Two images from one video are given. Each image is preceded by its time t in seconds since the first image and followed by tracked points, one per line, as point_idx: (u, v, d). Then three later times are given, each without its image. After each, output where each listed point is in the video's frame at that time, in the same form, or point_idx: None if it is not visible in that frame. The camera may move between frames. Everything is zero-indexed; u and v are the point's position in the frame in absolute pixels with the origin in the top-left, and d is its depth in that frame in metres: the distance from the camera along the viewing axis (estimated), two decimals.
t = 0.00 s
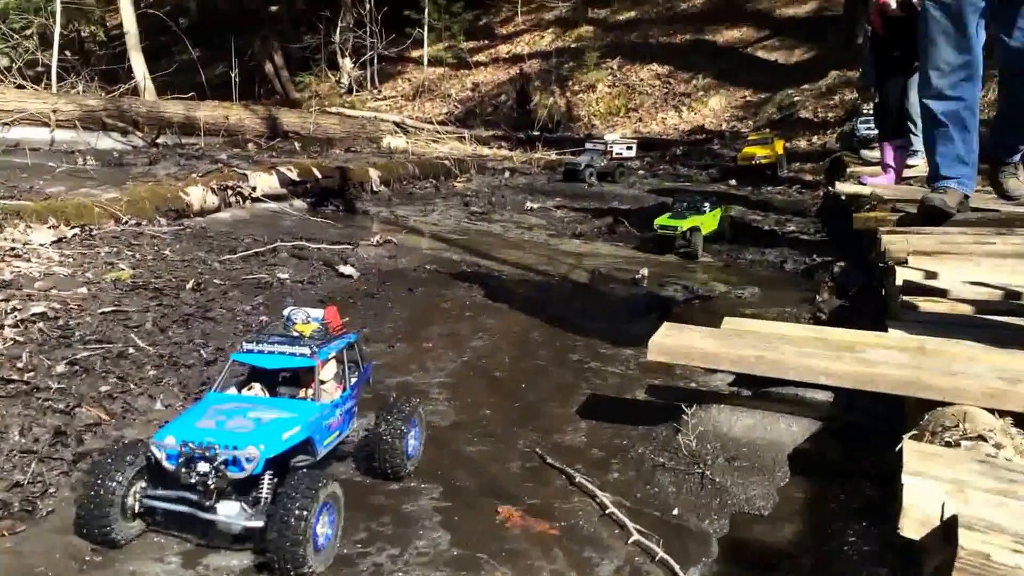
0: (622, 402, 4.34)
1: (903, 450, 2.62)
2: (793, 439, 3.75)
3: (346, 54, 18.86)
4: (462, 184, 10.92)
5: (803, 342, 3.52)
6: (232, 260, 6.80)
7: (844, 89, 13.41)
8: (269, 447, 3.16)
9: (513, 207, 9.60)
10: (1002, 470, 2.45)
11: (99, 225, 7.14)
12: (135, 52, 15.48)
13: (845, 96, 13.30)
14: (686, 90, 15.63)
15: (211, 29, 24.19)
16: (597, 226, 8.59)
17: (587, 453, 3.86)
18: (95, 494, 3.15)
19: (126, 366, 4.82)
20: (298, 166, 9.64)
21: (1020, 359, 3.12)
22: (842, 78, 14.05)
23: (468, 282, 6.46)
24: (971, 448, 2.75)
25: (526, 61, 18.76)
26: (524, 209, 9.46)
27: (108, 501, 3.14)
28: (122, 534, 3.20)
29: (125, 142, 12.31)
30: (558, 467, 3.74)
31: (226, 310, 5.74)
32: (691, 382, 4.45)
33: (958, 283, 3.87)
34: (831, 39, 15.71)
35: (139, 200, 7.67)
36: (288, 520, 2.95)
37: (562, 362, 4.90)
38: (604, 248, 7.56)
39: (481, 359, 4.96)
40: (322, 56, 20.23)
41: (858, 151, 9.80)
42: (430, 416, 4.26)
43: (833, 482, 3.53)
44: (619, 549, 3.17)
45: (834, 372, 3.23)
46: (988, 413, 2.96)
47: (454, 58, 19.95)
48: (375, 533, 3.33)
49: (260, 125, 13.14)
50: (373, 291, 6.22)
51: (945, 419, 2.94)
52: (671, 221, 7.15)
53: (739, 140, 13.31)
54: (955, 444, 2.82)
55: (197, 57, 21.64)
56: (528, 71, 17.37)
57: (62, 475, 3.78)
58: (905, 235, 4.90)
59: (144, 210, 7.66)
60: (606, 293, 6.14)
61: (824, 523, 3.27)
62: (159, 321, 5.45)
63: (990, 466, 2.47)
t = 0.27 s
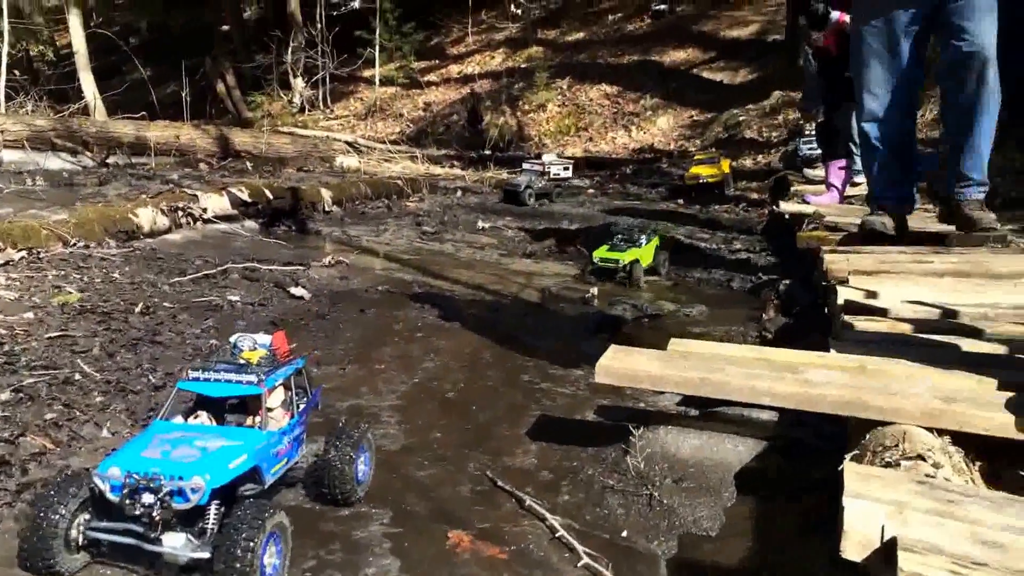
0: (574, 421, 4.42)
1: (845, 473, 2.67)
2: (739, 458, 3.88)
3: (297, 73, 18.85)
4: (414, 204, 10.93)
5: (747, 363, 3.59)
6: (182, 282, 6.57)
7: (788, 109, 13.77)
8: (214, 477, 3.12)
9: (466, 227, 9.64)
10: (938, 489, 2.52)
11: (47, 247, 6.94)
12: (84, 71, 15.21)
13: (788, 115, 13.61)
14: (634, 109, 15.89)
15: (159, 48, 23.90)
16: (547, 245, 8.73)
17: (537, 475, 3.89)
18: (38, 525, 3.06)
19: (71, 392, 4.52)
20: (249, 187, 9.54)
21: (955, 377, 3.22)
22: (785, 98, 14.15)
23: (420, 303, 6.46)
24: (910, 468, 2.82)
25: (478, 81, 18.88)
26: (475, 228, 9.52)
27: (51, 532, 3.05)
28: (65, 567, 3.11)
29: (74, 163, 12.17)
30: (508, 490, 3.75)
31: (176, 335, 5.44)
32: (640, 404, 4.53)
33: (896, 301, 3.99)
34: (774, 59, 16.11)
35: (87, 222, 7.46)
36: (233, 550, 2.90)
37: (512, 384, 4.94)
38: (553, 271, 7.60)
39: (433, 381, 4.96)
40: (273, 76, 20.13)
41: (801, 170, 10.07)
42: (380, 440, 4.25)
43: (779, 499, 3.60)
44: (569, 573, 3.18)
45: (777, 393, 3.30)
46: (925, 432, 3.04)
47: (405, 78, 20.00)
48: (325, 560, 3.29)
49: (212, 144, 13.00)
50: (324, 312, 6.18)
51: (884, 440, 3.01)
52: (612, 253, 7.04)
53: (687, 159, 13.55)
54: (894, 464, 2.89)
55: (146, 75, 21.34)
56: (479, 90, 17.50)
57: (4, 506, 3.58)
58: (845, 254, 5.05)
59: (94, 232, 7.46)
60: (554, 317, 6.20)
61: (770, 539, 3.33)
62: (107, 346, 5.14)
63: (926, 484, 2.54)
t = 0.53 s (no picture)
0: (547, 438, 4.43)
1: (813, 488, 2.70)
2: (710, 474, 3.91)
3: (273, 88, 18.83)
4: (389, 219, 10.93)
5: (717, 379, 3.61)
6: (154, 300, 6.52)
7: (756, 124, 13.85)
8: (185, 502, 3.11)
9: (441, 242, 9.66)
10: (903, 505, 2.54)
11: (16, 265, 6.85)
12: (57, 85, 15.09)
13: (760, 129, 13.73)
14: (608, 124, 16.02)
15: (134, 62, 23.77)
16: (521, 260, 8.77)
17: (510, 494, 3.89)
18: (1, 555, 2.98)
19: (39, 415, 4.46)
20: (223, 203, 9.48)
21: (919, 392, 3.26)
22: (756, 113, 14.20)
23: (393, 320, 6.46)
24: (876, 484, 2.88)
25: (453, 95, 18.95)
26: (450, 243, 9.53)
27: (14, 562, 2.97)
28: None
29: (47, 178, 12.12)
30: (482, 510, 3.75)
31: (147, 354, 5.40)
32: (612, 420, 4.54)
33: (862, 317, 4.05)
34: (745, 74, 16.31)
35: (59, 240, 7.40)
36: None
37: (485, 402, 4.93)
38: (527, 286, 7.63)
39: (406, 399, 4.96)
40: (248, 91, 20.10)
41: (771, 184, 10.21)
42: (353, 460, 4.23)
43: (750, 516, 3.62)
44: None
45: (747, 410, 3.32)
46: (890, 448, 3.10)
47: (381, 93, 20.04)
48: None
49: (186, 159, 12.91)
50: (298, 330, 6.16)
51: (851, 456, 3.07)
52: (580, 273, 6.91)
53: (660, 173, 13.69)
54: (861, 480, 2.95)
55: (121, 90, 21.20)
56: (454, 105, 17.54)
57: None
58: (813, 269, 5.12)
59: (65, 249, 7.39)
60: (528, 332, 6.23)
61: (741, 554, 3.34)
62: (76, 367, 5.07)
63: (892, 501, 2.56)
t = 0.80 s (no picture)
0: (541, 451, 4.43)
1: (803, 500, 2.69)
2: (705, 485, 3.93)
3: (269, 100, 18.87)
4: (385, 230, 10.95)
5: (711, 392, 3.61)
6: (148, 313, 6.51)
7: (750, 135, 13.88)
8: (155, 526, 3.06)
9: (436, 253, 9.67)
10: (896, 517, 2.55)
11: (10, 278, 6.84)
12: (52, 98, 15.09)
13: (753, 140, 13.72)
14: (603, 135, 16.08)
15: (129, 74, 23.81)
16: (516, 272, 8.78)
17: (505, 507, 3.88)
18: None
19: (32, 430, 4.44)
20: (218, 215, 9.46)
21: (910, 403, 3.26)
22: (749, 124, 14.21)
23: (388, 332, 6.46)
24: (869, 495, 2.91)
25: (448, 107, 19.00)
26: (445, 255, 9.55)
27: None
28: None
29: (42, 191, 12.09)
30: (476, 523, 3.73)
31: (141, 368, 5.37)
32: (607, 432, 4.54)
33: (853, 329, 4.07)
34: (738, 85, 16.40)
35: (53, 252, 7.39)
36: None
37: (479, 414, 4.93)
38: (522, 298, 7.64)
39: (401, 412, 4.96)
40: (244, 103, 20.14)
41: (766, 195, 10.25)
42: (347, 473, 4.22)
43: (745, 528, 3.62)
44: None
45: (741, 421, 3.32)
46: (883, 459, 3.14)
47: (376, 105, 20.10)
48: None
49: (181, 171, 12.93)
50: (293, 343, 6.15)
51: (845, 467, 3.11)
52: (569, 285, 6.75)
53: (655, 184, 13.73)
54: (855, 490, 2.98)
55: (116, 102, 21.22)
56: (449, 116, 17.59)
57: None
58: (807, 281, 5.16)
59: (59, 262, 7.38)
60: (523, 344, 6.23)
61: (737, 567, 3.34)
62: (70, 381, 5.06)
63: (887, 513, 2.57)
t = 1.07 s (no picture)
0: (541, 458, 4.43)
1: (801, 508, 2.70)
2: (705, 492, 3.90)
3: (269, 108, 18.92)
4: (385, 237, 10.96)
5: (712, 399, 3.62)
6: (149, 320, 6.51)
7: (750, 141, 13.89)
8: None
9: (437, 260, 9.68)
10: (895, 524, 2.56)
11: (10, 286, 6.85)
12: (52, 106, 15.12)
13: (752, 149, 13.66)
14: (603, 142, 16.11)
15: (130, 83, 23.91)
16: (516, 279, 8.80)
17: (505, 514, 3.87)
18: None
19: (32, 438, 4.45)
20: (218, 223, 9.45)
21: (907, 409, 3.28)
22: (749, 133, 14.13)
23: (388, 340, 6.46)
24: (868, 502, 2.93)
25: (448, 114, 19.03)
26: (446, 262, 9.56)
27: None
28: None
29: (42, 198, 12.10)
30: (477, 530, 3.73)
31: (142, 376, 5.38)
32: (607, 440, 4.55)
33: (853, 336, 4.09)
34: (738, 92, 16.42)
35: (53, 260, 7.41)
36: None
37: (480, 422, 4.92)
38: (522, 305, 7.65)
39: (402, 419, 4.95)
40: (245, 110, 20.19)
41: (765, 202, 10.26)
42: (348, 481, 4.22)
43: (744, 535, 3.62)
44: None
45: (741, 429, 3.33)
46: (883, 465, 3.14)
47: (377, 112, 20.15)
48: None
49: (182, 179, 12.96)
50: (293, 350, 6.16)
51: (844, 473, 3.13)
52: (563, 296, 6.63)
53: (655, 191, 13.75)
54: (854, 498, 3.00)
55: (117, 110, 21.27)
56: (450, 123, 17.62)
57: None
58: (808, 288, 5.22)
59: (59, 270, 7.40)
60: (523, 352, 6.23)
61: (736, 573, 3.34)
62: (70, 389, 5.07)
63: (886, 520, 2.58)
